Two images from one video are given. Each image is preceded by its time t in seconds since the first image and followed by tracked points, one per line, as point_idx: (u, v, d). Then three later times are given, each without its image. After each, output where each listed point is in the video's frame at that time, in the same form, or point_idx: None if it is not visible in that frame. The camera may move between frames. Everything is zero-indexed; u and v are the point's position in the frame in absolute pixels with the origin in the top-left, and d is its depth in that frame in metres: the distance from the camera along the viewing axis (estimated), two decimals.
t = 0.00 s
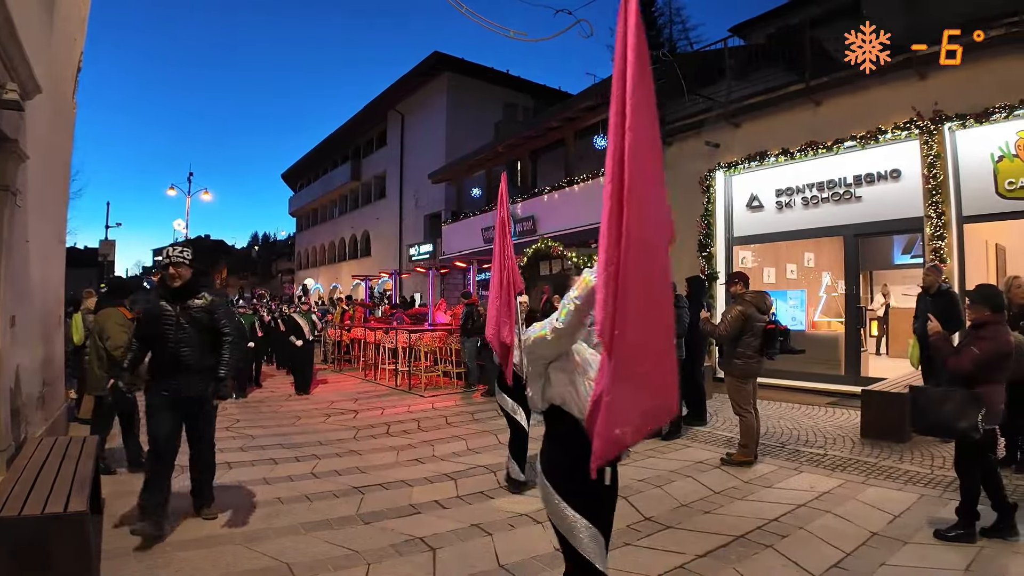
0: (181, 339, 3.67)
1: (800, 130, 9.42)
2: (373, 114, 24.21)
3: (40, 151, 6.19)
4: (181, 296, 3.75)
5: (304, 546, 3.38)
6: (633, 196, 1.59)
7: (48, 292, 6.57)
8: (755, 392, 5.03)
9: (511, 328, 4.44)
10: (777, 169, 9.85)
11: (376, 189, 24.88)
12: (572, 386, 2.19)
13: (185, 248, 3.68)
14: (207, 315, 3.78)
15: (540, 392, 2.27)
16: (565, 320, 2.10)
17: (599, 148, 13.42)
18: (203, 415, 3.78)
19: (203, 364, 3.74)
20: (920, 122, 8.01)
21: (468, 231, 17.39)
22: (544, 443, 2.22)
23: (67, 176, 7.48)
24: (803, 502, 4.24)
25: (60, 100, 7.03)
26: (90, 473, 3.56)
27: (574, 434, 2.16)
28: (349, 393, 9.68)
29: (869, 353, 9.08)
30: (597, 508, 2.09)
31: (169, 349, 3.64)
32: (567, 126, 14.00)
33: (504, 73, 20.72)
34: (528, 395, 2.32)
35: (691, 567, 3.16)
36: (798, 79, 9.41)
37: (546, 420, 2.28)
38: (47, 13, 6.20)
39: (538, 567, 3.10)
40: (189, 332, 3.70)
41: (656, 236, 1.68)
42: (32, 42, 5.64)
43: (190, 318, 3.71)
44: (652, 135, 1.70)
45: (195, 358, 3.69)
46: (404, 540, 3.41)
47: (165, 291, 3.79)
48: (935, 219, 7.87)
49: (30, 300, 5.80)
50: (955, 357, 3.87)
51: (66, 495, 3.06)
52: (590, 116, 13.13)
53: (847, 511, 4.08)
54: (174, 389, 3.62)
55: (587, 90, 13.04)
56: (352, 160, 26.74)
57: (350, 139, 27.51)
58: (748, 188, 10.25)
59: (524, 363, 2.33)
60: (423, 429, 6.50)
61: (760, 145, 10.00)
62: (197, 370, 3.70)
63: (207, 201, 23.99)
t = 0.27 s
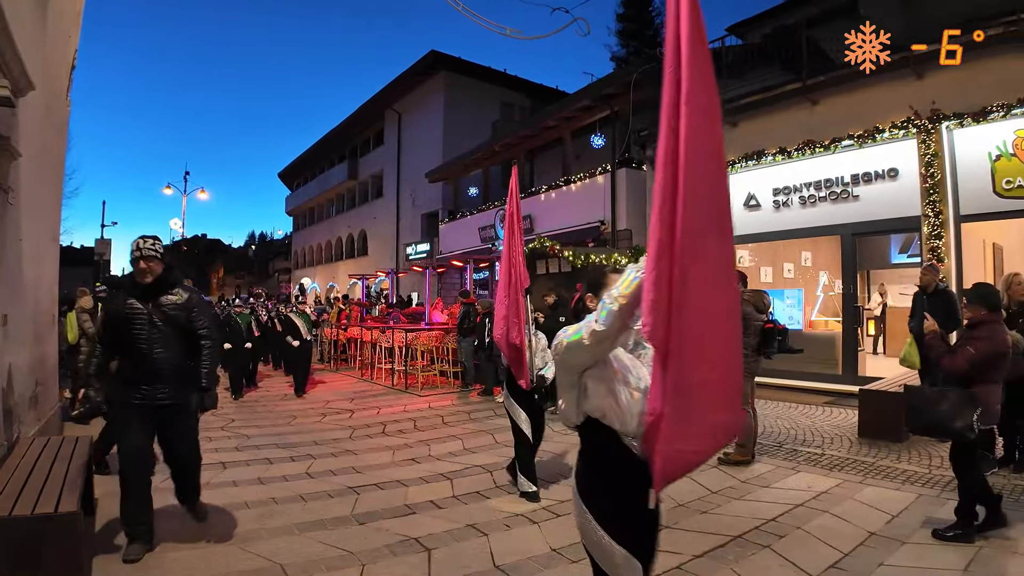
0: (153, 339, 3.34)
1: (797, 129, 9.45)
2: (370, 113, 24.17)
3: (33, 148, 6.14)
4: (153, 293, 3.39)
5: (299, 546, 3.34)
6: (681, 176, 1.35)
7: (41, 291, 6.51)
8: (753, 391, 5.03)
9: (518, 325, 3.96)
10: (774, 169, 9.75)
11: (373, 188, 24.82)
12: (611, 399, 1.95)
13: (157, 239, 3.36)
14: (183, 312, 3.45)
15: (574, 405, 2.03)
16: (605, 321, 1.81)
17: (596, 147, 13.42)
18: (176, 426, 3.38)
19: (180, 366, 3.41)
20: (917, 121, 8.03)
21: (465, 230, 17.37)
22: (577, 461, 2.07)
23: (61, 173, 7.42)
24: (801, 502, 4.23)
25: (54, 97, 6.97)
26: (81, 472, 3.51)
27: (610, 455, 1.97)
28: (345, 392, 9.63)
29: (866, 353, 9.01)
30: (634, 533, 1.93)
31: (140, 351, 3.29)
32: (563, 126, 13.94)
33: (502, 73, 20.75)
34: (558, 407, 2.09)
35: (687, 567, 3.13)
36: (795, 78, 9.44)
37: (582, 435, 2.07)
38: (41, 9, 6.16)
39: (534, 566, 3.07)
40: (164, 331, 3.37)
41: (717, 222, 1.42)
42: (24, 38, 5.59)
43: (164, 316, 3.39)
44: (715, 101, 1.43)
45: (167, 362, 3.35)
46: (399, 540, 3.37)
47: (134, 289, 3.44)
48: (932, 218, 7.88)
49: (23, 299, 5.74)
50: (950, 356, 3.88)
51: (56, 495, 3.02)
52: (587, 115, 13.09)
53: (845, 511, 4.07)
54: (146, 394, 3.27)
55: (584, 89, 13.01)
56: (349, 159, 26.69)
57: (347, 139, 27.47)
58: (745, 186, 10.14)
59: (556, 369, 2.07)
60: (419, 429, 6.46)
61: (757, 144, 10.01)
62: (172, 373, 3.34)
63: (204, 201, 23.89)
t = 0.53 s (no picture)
0: (130, 341, 2.81)
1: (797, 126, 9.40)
2: (367, 111, 24.10)
3: (24, 144, 6.07)
4: (129, 287, 2.84)
5: (290, 547, 3.27)
6: (750, 147, 1.32)
7: (32, 288, 6.43)
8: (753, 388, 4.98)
9: (530, 322, 4.02)
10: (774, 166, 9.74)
11: (371, 186, 24.73)
12: (662, 406, 1.80)
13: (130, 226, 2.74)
14: (163, 310, 2.86)
15: (619, 413, 1.90)
16: (665, 316, 1.63)
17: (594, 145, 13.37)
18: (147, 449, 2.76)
19: (163, 372, 2.85)
20: (918, 117, 7.96)
21: (463, 228, 17.31)
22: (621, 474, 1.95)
23: (53, 169, 7.34)
24: (801, 501, 4.18)
25: (46, 93, 6.89)
26: (68, 472, 3.43)
27: (657, 468, 1.81)
28: (341, 392, 9.57)
29: (865, 352, 8.97)
30: (681, 558, 1.74)
31: (115, 355, 2.79)
32: (561, 123, 13.88)
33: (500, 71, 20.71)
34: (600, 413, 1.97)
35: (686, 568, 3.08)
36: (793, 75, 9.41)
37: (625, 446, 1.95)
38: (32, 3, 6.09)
39: (530, 568, 3.02)
40: (142, 332, 2.83)
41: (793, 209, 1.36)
42: (15, 33, 5.53)
43: (140, 314, 2.83)
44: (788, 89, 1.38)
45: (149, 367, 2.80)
46: (393, 541, 3.31)
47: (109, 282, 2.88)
48: (932, 216, 7.83)
49: (12, 297, 5.66)
50: (950, 353, 3.82)
51: (41, 495, 2.95)
52: (585, 112, 13.01)
53: (846, 510, 4.02)
54: (119, 407, 2.75)
55: (582, 86, 12.94)
56: (347, 157, 26.62)
57: (345, 137, 27.41)
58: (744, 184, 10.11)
59: (600, 373, 1.96)
60: (415, 428, 6.40)
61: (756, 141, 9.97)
62: (154, 379, 2.80)
63: (201, 199, 23.80)
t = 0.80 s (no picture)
0: (105, 342, 2.55)
1: (798, 122, 9.31)
2: (366, 109, 24.00)
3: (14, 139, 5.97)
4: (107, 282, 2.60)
5: (280, 551, 3.18)
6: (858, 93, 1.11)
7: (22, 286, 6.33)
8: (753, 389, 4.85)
9: (547, 321, 3.88)
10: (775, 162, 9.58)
11: (369, 185, 24.64)
12: (750, 423, 1.55)
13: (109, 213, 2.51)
14: (145, 307, 2.63)
15: (694, 436, 1.61)
16: (762, 318, 1.27)
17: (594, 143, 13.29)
18: (131, 458, 2.53)
19: (142, 377, 2.61)
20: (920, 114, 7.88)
21: (462, 227, 17.23)
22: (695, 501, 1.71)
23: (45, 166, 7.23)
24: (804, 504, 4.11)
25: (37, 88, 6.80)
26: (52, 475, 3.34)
27: (737, 495, 1.58)
28: (338, 391, 9.48)
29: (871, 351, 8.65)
30: None
31: (90, 357, 2.54)
32: (560, 120, 13.79)
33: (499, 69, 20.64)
34: (666, 433, 1.69)
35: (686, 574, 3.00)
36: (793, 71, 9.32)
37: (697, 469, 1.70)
38: None
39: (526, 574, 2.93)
40: (122, 332, 2.59)
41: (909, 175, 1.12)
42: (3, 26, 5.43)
43: (116, 311, 2.57)
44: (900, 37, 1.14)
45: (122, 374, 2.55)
46: (386, 546, 3.23)
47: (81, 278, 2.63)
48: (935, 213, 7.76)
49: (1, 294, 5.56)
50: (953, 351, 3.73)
51: (21, 500, 2.85)
52: (584, 109, 12.92)
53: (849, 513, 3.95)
54: (98, 413, 2.50)
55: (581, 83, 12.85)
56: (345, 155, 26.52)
57: (343, 135, 27.31)
58: (744, 181, 10.03)
59: (666, 388, 1.67)
60: (412, 428, 6.32)
61: (756, 138, 9.88)
62: (130, 385, 2.56)
63: (199, 197, 23.71)
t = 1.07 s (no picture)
0: (68, 347, 2.20)
1: (800, 119, 9.20)
2: (365, 108, 23.90)
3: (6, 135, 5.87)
4: (70, 276, 2.25)
5: (272, 556, 3.08)
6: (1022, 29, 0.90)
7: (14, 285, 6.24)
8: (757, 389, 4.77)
9: (568, 325, 3.64)
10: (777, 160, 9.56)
11: (369, 183, 24.56)
12: (864, 440, 1.37)
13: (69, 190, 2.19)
14: (113, 306, 2.27)
15: (796, 457, 1.43)
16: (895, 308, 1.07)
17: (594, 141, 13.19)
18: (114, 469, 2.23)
19: (113, 384, 2.26)
20: (925, 110, 7.77)
21: (461, 225, 17.14)
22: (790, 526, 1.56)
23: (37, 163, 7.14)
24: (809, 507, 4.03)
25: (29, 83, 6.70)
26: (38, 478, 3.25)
27: (842, 524, 1.43)
28: (336, 391, 9.39)
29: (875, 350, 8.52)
30: None
31: (46, 366, 2.18)
32: (560, 118, 13.70)
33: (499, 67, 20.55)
34: (759, 451, 1.50)
35: None
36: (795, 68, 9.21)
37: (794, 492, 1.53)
38: None
39: None
40: (89, 335, 2.23)
41: None
42: None
43: (80, 310, 2.22)
44: None
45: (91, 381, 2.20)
46: (382, 551, 3.14)
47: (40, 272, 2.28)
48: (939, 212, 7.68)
49: None
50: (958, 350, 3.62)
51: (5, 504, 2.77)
52: (584, 107, 12.83)
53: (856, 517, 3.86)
54: (57, 429, 2.14)
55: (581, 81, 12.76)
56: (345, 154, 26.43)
57: (343, 134, 27.23)
58: (746, 179, 9.96)
59: (756, 402, 1.47)
60: (411, 429, 6.23)
61: (758, 136, 9.78)
62: (101, 394, 2.20)
63: (198, 196, 23.65)
